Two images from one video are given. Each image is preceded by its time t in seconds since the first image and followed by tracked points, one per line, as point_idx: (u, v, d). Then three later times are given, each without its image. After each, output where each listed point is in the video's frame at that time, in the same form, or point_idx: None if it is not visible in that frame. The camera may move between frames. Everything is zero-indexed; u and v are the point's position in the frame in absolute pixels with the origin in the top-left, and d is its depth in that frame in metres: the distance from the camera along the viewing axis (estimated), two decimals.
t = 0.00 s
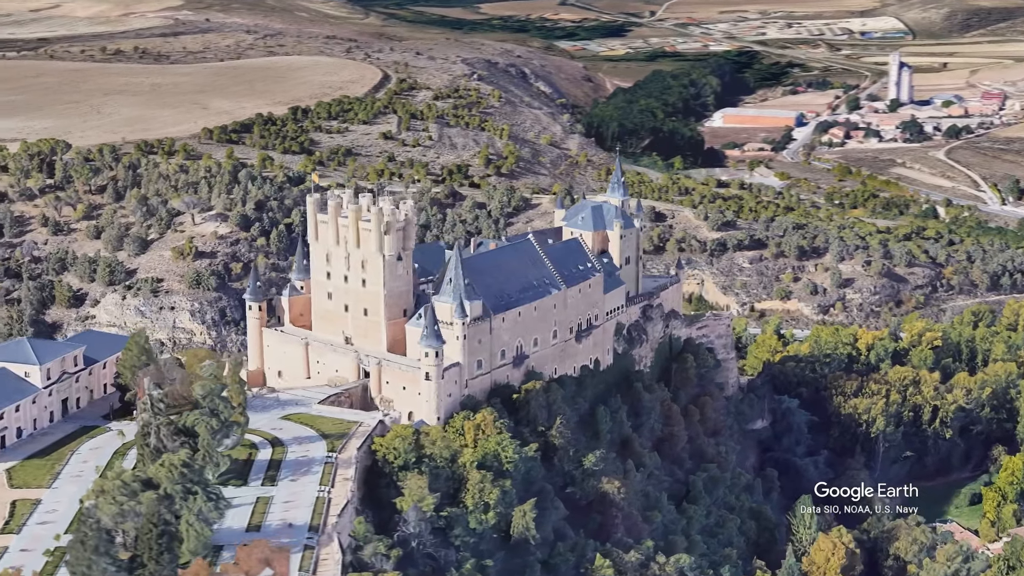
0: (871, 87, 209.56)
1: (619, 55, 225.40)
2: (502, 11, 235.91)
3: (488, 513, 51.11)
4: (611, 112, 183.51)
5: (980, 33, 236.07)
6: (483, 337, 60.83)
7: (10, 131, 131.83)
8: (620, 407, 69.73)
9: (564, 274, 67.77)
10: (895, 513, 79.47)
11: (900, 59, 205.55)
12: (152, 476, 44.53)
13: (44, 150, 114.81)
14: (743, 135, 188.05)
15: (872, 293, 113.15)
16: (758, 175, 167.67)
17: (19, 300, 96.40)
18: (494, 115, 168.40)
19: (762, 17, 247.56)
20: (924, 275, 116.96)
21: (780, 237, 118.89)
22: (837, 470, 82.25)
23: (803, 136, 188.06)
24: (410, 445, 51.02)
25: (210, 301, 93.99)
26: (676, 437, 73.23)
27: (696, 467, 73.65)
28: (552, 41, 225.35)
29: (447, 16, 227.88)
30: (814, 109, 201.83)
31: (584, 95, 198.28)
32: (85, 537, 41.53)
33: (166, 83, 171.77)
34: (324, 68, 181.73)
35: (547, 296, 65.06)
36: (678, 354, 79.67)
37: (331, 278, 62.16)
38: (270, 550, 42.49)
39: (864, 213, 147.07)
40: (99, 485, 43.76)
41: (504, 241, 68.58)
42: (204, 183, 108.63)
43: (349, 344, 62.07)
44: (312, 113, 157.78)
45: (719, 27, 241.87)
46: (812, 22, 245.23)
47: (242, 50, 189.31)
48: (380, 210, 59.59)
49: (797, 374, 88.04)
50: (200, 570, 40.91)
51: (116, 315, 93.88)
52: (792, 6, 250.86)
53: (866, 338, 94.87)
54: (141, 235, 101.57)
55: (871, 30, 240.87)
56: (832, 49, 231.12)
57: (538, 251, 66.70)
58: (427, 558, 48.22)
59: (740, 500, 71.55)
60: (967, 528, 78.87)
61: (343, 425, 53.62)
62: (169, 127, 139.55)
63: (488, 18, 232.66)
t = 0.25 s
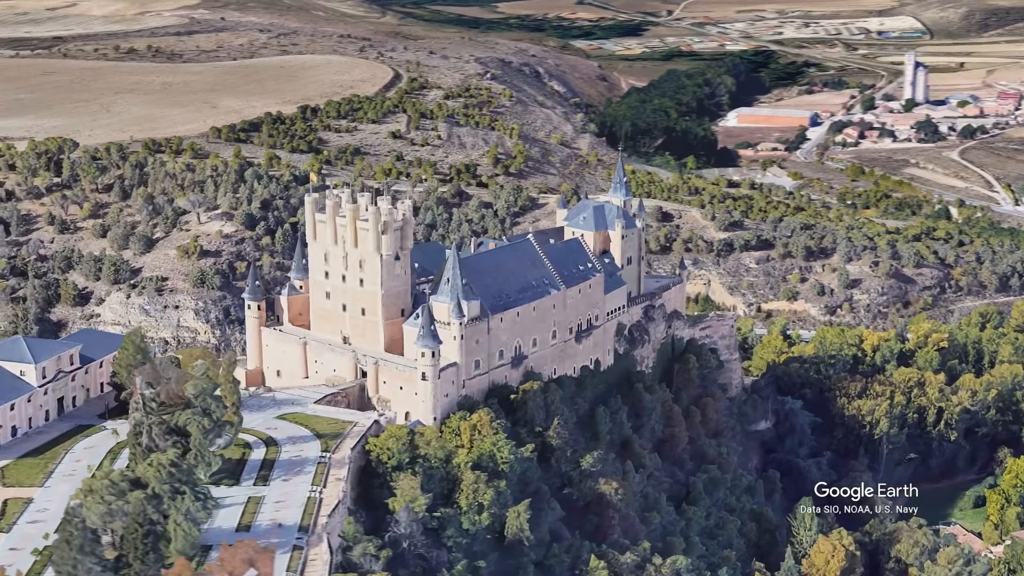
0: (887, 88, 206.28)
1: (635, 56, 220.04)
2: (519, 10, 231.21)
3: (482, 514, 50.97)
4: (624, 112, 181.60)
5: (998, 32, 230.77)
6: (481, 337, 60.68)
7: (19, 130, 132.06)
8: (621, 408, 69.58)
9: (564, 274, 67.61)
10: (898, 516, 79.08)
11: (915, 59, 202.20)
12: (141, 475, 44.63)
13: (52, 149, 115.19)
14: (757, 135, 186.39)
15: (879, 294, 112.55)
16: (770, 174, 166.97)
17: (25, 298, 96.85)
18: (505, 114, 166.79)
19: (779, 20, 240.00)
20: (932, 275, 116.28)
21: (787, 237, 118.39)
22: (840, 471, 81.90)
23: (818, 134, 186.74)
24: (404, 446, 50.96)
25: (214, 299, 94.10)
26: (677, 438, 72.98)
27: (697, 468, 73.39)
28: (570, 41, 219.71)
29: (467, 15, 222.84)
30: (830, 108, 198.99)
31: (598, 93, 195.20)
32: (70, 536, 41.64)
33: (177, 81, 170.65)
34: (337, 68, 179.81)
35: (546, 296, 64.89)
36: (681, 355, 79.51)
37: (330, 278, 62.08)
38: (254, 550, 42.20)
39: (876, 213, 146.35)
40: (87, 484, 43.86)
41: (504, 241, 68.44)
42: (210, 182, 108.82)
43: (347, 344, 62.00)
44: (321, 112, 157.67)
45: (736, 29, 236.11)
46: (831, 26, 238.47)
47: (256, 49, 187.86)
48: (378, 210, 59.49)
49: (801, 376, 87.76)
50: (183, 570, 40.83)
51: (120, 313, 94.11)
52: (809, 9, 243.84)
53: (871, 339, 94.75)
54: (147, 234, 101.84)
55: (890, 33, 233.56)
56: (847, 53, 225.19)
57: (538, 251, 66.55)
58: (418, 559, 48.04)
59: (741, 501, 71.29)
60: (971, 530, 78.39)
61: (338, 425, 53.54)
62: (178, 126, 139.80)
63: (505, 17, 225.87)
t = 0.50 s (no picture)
0: (904, 87, 192.30)
1: (651, 53, 201.82)
2: (531, 6, 209.84)
3: (476, 515, 50.79)
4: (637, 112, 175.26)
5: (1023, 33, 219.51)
6: (478, 337, 60.52)
7: (28, 129, 132.32)
8: (621, 408, 69.47)
9: (563, 274, 67.43)
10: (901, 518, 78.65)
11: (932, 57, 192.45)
12: (129, 474, 44.76)
13: (59, 147, 115.41)
14: (771, 135, 176.88)
15: (887, 295, 112.02)
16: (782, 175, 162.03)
17: (31, 297, 97.13)
18: (516, 114, 164.37)
19: (797, 19, 208.39)
20: (940, 277, 115.74)
21: (795, 237, 117.85)
22: (843, 473, 81.55)
23: (832, 134, 177.80)
24: (398, 446, 50.86)
25: (219, 298, 94.17)
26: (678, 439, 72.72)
27: (698, 470, 73.13)
28: (585, 39, 201.86)
29: (481, 11, 204.90)
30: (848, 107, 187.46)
31: (613, 93, 185.89)
32: (56, 535, 41.71)
33: (187, 80, 166.29)
34: (351, 68, 175.28)
35: (545, 297, 64.72)
36: (684, 355, 79.24)
37: (328, 277, 62.03)
38: (237, 551, 42.51)
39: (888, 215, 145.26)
40: (76, 483, 43.99)
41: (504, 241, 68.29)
42: (216, 181, 108.92)
43: (345, 344, 61.95)
44: (330, 111, 156.97)
45: (750, 26, 208.65)
46: (852, 24, 208.56)
47: (269, 49, 181.36)
48: (375, 209, 59.40)
49: (805, 377, 87.46)
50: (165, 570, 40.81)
51: (125, 312, 94.28)
52: (829, 4, 211.71)
53: (877, 341, 94.28)
54: (153, 232, 102.04)
55: (912, 33, 205.38)
56: (866, 55, 203.19)
57: (538, 251, 66.38)
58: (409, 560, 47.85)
59: (741, 502, 71.03)
60: (974, 533, 77.95)
61: (332, 425, 53.44)
62: (187, 125, 140.00)
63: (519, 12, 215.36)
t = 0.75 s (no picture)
0: (920, 87, 187.66)
1: (667, 53, 192.34)
2: (552, 5, 201.07)
3: (469, 515, 50.66)
4: (650, 111, 171.12)
5: None
6: (476, 337, 60.42)
7: (38, 128, 132.56)
8: (622, 410, 69.30)
9: (563, 275, 67.25)
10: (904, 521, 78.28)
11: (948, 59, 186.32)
12: (117, 474, 44.89)
13: (67, 146, 115.79)
14: (785, 134, 173.21)
15: (894, 296, 111.48)
16: (795, 174, 159.37)
17: (37, 295, 97.46)
18: (527, 114, 162.23)
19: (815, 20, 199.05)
20: (949, 278, 115.13)
21: (802, 237, 117.47)
22: (846, 476, 81.19)
23: (846, 134, 174.20)
24: (392, 446, 50.78)
25: (224, 297, 94.42)
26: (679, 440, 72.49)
27: (699, 471, 72.88)
28: (604, 40, 194.01)
29: (503, 12, 198.17)
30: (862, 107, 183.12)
31: (628, 93, 181.11)
32: (41, 534, 41.68)
33: (200, 80, 164.03)
34: (365, 68, 171.68)
35: (544, 297, 64.58)
36: (686, 356, 79.00)
37: (326, 277, 61.95)
38: (222, 550, 42.48)
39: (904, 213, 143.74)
40: (64, 482, 44.06)
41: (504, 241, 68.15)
42: (222, 180, 109.13)
43: (343, 343, 61.89)
44: (341, 110, 155.97)
45: (765, 27, 198.58)
46: (869, 25, 199.77)
47: (284, 47, 178.02)
48: (372, 209, 59.31)
49: (809, 378, 87.09)
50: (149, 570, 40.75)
51: (129, 310, 94.53)
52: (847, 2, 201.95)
53: (883, 342, 93.80)
54: (158, 231, 102.31)
55: (931, 33, 196.90)
56: (883, 56, 196.10)
57: (537, 250, 66.22)
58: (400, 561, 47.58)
59: (742, 504, 70.80)
60: (978, 536, 77.57)
61: (327, 425, 53.37)
62: (197, 124, 140.11)
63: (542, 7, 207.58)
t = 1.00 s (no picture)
0: (938, 87, 175.37)
1: (686, 52, 181.41)
2: (571, 2, 186.74)
3: (463, 516, 50.54)
4: (664, 110, 164.99)
5: None
6: (473, 337, 60.35)
7: (47, 127, 132.88)
8: (623, 410, 69.14)
9: (563, 275, 67.04)
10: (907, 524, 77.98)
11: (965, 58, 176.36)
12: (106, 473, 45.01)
13: (75, 145, 116.09)
14: (800, 135, 165.27)
15: (903, 296, 110.88)
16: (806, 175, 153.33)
17: (43, 294, 97.84)
18: (539, 114, 157.76)
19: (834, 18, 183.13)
20: (958, 279, 114.47)
21: (811, 238, 116.90)
22: (850, 478, 80.85)
23: (861, 134, 165.40)
24: (385, 446, 50.73)
25: (229, 296, 94.38)
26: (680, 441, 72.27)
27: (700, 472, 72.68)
28: (622, 38, 182.01)
29: (521, 8, 184.48)
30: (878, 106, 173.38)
31: (643, 93, 173.50)
32: (26, 533, 41.72)
33: (211, 79, 158.96)
34: (377, 69, 165.57)
35: (543, 297, 64.40)
36: (688, 357, 78.76)
37: (324, 276, 61.88)
38: (205, 550, 42.64)
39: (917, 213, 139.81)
40: (52, 481, 44.17)
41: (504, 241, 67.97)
42: (229, 179, 109.20)
43: (341, 343, 61.82)
44: (350, 109, 152.36)
45: (783, 26, 185.59)
46: (890, 24, 183.75)
47: (297, 46, 171.59)
48: (370, 208, 59.19)
49: (813, 380, 86.73)
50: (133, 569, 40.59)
51: (135, 309, 94.77)
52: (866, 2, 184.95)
53: (888, 343, 93.35)
54: (165, 230, 102.53)
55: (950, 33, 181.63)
56: (903, 56, 182.19)
57: (537, 250, 66.03)
58: (390, 561, 47.38)
59: (742, 506, 70.60)
60: (981, 539, 77.22)
61: (322, 424, 53.29)
62: (206, 122, 140.22)
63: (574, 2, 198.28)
